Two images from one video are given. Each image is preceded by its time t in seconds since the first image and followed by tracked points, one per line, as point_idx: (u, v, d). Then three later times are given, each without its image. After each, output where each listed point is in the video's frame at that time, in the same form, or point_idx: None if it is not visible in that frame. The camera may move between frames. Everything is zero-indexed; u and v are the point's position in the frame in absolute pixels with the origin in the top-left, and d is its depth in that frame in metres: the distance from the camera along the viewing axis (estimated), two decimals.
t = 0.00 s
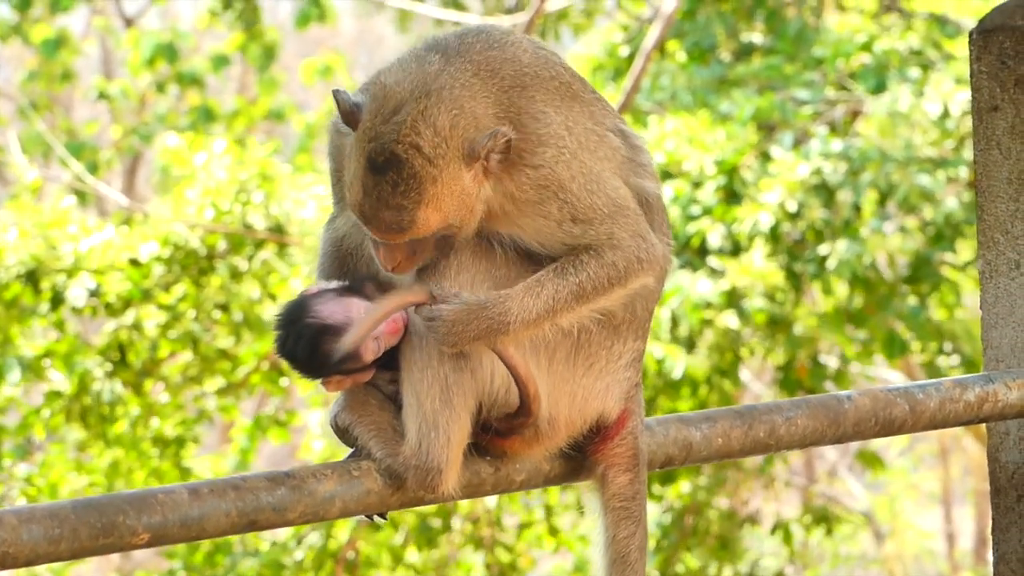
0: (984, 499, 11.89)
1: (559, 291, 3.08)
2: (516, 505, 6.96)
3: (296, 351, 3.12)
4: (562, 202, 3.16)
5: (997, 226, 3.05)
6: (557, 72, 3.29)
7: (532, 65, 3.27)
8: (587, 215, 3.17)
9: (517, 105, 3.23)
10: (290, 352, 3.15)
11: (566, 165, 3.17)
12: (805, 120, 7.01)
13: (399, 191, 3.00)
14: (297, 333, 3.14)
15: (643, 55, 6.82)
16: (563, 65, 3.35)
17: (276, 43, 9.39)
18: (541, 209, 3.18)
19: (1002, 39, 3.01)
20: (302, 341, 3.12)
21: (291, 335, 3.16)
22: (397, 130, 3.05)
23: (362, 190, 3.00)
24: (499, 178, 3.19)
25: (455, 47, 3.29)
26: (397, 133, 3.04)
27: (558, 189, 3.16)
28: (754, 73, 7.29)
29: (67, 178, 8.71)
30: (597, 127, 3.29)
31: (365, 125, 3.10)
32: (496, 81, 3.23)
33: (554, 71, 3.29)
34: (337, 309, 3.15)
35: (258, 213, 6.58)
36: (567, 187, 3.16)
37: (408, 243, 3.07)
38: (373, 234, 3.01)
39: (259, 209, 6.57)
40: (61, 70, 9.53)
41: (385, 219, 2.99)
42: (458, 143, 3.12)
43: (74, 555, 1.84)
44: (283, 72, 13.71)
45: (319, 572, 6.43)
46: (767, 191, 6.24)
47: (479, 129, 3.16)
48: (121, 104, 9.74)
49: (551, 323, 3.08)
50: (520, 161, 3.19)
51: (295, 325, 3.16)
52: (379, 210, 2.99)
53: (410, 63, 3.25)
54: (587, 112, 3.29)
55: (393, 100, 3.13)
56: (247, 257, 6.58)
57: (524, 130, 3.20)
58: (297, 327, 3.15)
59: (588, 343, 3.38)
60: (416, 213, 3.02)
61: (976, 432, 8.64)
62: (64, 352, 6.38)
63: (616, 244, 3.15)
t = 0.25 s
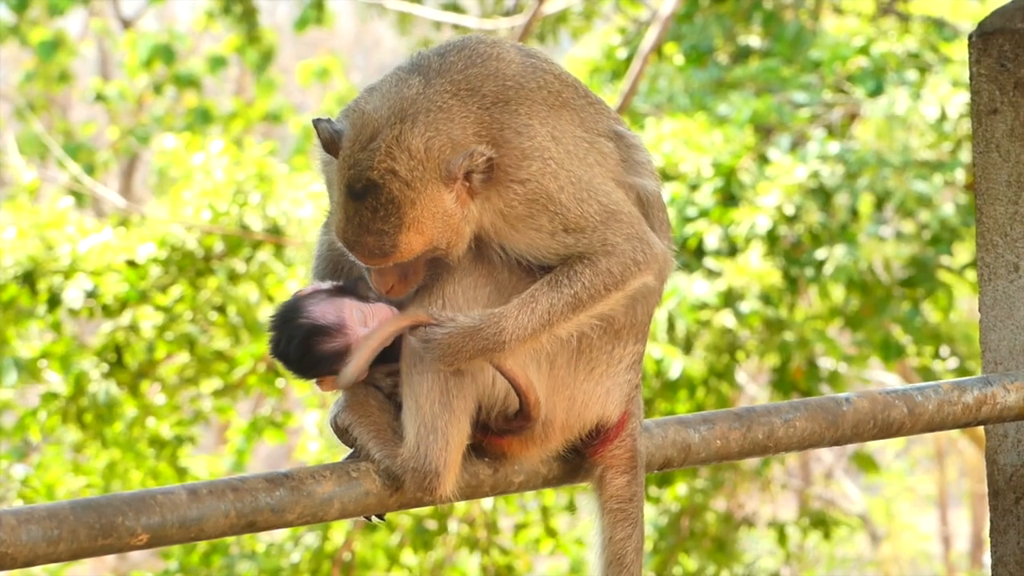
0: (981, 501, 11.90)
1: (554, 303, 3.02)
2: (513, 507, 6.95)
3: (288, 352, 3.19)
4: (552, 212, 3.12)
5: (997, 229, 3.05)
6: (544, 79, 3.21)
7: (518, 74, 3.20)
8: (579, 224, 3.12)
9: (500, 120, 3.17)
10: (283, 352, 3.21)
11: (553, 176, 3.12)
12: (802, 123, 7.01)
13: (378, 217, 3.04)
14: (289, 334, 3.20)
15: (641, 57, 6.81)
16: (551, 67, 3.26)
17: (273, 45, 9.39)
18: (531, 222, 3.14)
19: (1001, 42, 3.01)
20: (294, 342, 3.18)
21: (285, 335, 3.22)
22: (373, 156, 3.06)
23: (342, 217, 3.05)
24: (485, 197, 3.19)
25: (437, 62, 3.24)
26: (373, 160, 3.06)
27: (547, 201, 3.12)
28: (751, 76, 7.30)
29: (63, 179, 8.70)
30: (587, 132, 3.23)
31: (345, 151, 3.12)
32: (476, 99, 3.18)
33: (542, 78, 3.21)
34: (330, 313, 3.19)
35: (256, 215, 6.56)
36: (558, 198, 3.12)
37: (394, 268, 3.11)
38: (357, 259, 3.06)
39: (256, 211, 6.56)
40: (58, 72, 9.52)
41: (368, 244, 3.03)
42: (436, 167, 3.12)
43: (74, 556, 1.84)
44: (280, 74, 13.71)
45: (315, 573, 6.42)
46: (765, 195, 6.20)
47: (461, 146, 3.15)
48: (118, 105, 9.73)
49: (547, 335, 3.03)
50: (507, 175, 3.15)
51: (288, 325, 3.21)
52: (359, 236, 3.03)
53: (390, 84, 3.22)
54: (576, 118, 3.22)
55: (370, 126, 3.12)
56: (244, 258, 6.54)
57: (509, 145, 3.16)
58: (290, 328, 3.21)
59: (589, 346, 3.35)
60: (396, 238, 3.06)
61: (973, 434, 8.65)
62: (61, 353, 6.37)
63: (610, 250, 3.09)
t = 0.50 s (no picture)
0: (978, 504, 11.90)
1: (550, 305, 3.02)
2: (510, 509, 6.95)
3: (289, 343, 3.20)
4: (549, 214, 3.12)
5: (994, 231, 3.06)
6: (539, 81, 3.22)
7: (514, 76, 3.21)
8: (576, 225, 3.11)
9: (496, 122, 3.18)
10: (284, 342, 3.22)
11: (550, 176, 3.12)
12: (799, 125, 7.02)
13: (376, 215, 3.02)
14: (291, 324, 3.21)
15: (638, 59, 6.82)
16: (546, 69, 3.27)
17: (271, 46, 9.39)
18: (528, 223, 3.14)
19: (999, 44, 3.01)
20: (295, 333, 3.19)
21: (287, 326, 3.23)
22: (370, 154, 3.05)
23: (339, 216, 3.02)
24: (482, 196, 3.17)
25: (433, 63, 3.24)
26: (370, 158, 3.04)
27: (544, 202, 3.12)
28: (749, 78, 7.30)
29: (61, 180, 8.70)
30: (583, 133, 3.23)
31: (341, 151, 3.11)
32: (473, 99, 3.18)
33: (537, 80, 3.22)
34: (332, 302, 3.20)
35: (253, 216, 6.57)
36: (554, 200, 3.11)
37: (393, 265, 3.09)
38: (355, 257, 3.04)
39: (254, 212, 6.56)
40: (56, 73, 9.52)
41: (366, 243, 3.01)
42: (432, 164, 3.11)
43: (72, 556, 1.84)
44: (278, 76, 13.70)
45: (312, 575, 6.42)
46: (762, 196, 6.21)
47: (458, 142, 3.14)
48: (115, 106, 9.73)
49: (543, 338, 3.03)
50: (504, 176, 3.15)
51: (290, 316, 3.22)
52: (357, 235, 3.01)
53: (386, 85, 3.22)
54: (571, 120, 3.23)
55: (366, 125, 3.11)
56: (244, 259, 6.54)
57: (504, 147, 3.15)
58: (292, 318, 3.22)
59: (587, 348, 3.35)
60: (395, 236, 3.03)
61: (970, 437, 8.65)
62: (58, 354, 6.37)
63: (606, 251, 3.09)
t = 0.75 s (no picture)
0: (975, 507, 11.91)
1: (544, 305, 3.02)
2: (507, 512, 6.95)
3: (281, 343, 3.17)
4: (547, 212, 3.12)
5: (991, 233, 3.06)
6: (539, 81, 3.25)
7: (515, 75, 3.24)
8: (571, 226, 3.12)
9: (499, 113, 3.19)
10: (275, 343, 3.20)
11: (548, 176, 3.13)
12: (796, 128, 7.03)
13: (382, 193, 2.98)
14: (281, 325, 3.18)
15: (635, 62, 6.82)
16: (546, 71, 3.30)
17: (268, 49, 9.40)
18: (525, 222, 3.14)
19: (995, 47, 3.02)
20: (286, 333, 3.17)
21: (277, 327, 3.20)
22: (377, 132, 3.03)
23: (344, 193, 2.99)
24: (485, 183, 3.16)
25: (438, 55, 3.27)
26: (377, 136, 3.02)
27: (542, 200, 3.12)
28: (746, 82, 7.30)
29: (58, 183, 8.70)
30: (581, 135, 3.25)
31: (347, 129, 3.10)
32: (478, 90, 3.20)
33: (537, 80, 3.25)
34: (322, 299, 3.19)
35: (251, 219, 6.59)
36: (552, 199, 3.12)
37: (396, 248, 3.04)
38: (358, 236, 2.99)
39: (251, 215, 6.59)
40: (53, 75, 9.52)
41: (370, 221, 2.97)
42: (439, 143, 3.10)
43: (68, 558, 1.84)
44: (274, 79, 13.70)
45: None
46: (759, 198, 6.21)
47: (462, 128, 3.14)
48: (112, 109, 9.73)
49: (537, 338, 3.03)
50: (503, 171, 3.15)
51: (280, 317, 3.20)
52: (362, 212, 2.97)
53: (391, 71, 3.23)
54: (570, 121, 3.25)
55: (372, 104, 3.11)
56: (241, 262, 6.57)
57: (506, 139, 3.17)
58: (282, 319, 3.19)
59: (581, 349, 3.36)
60: (400, 214, 3.00)
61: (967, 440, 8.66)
62: (54, 356, 6.34)
63: (601, 254, 3.10)
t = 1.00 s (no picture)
0: (970, 509, 11.91)
1: (538, 307, 3.02)
2: (502, 515, 6.95)
3: (276, 346, 3.14)
4: (541, 215, 3.12)
5: (987, 235, 3.06)
6: (534, 84, 3.26)
7: (510, 77, 3.25)
8: (566, 229, 3.11)
9: (496, 112, 3.19)
10: (270, 347, 3.16)
11: (543, 178, 3.13)
12: (792, 130, 7.02)
13: (381, 187, 2.97)
14: (276, 328, 3.15)
15: (631, 64, 6.81)
16: (542, 75, 3.30)
17: (263, 50, 9.38)
18: (520, 222, 3.13)
19: (992, 49, 3.02)
20: (280, 336, 3.13)
21: (272, 332, 3.17)
22: (376, 126, 3.02)
23: (343, 186, 2.98)
24: (481, 181, 3.15)
25: (436, 53, 3.27)
26: (376, 130, 3.01)
27: (537, 203, 3.12)
28: (742, 84, 7.30)
29: (54, 184, 8.68)
30: (576, 137, 3.25)
31: (346, 123, 3.08)
32: (475, 89, 3.20)
33: (532, 82, 3.26)
34: (318, 304, 3.16)
35: (246, 220, 6.57)
36: (547, 201, 3.12)
37: (394, 243, 3.02)
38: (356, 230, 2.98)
39: (246, 216, 6.58)
40: (48, 77, 9.50)
41: (368, 215, 2.96)
42: (438, 138, 3.09)
43: (63, 560, 1.83)
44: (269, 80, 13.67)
45: None
46: (755, 201, 6.21)
47: (460, 125, 3.13)
48: (107, 110, 9.71)
49: (531, 340, 3.03)
50: (498, 172, 3.15)
51: (275, 320, 3.17)
52: (361, 206, 2.96)
53: (389, 66, 3.23)
54: (566, 123, 3.25)
55: (371, 98, 3.10)
56: (236, 265, 6.52)
57: (504, 137, 3.16)
58: (277, 323, 3.16)
59: (575, 350, 3.36)
60: (399, 208, 2.99)
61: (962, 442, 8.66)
62: (50, 357, 6.30)
63: (595, 258, 3.10)
